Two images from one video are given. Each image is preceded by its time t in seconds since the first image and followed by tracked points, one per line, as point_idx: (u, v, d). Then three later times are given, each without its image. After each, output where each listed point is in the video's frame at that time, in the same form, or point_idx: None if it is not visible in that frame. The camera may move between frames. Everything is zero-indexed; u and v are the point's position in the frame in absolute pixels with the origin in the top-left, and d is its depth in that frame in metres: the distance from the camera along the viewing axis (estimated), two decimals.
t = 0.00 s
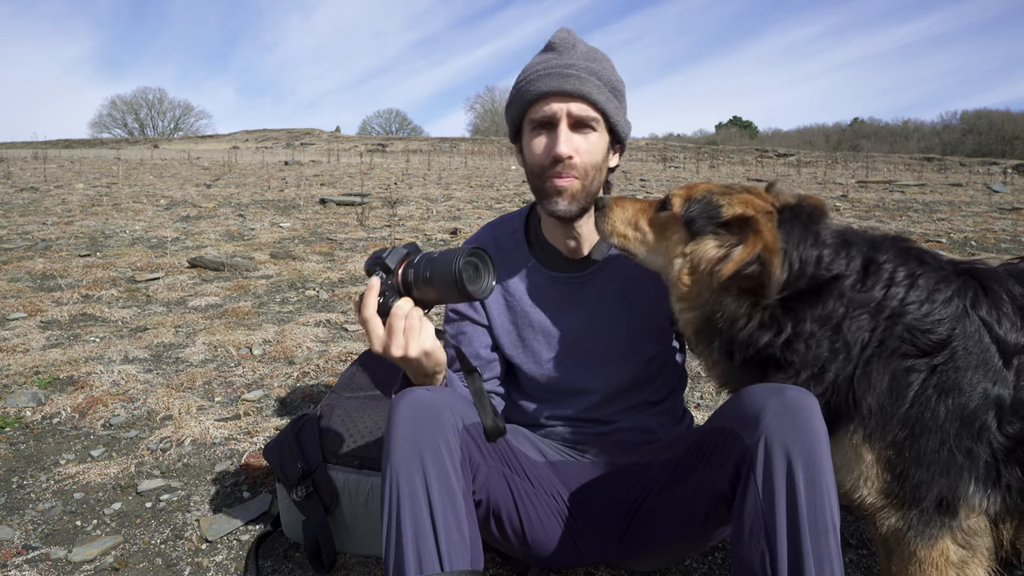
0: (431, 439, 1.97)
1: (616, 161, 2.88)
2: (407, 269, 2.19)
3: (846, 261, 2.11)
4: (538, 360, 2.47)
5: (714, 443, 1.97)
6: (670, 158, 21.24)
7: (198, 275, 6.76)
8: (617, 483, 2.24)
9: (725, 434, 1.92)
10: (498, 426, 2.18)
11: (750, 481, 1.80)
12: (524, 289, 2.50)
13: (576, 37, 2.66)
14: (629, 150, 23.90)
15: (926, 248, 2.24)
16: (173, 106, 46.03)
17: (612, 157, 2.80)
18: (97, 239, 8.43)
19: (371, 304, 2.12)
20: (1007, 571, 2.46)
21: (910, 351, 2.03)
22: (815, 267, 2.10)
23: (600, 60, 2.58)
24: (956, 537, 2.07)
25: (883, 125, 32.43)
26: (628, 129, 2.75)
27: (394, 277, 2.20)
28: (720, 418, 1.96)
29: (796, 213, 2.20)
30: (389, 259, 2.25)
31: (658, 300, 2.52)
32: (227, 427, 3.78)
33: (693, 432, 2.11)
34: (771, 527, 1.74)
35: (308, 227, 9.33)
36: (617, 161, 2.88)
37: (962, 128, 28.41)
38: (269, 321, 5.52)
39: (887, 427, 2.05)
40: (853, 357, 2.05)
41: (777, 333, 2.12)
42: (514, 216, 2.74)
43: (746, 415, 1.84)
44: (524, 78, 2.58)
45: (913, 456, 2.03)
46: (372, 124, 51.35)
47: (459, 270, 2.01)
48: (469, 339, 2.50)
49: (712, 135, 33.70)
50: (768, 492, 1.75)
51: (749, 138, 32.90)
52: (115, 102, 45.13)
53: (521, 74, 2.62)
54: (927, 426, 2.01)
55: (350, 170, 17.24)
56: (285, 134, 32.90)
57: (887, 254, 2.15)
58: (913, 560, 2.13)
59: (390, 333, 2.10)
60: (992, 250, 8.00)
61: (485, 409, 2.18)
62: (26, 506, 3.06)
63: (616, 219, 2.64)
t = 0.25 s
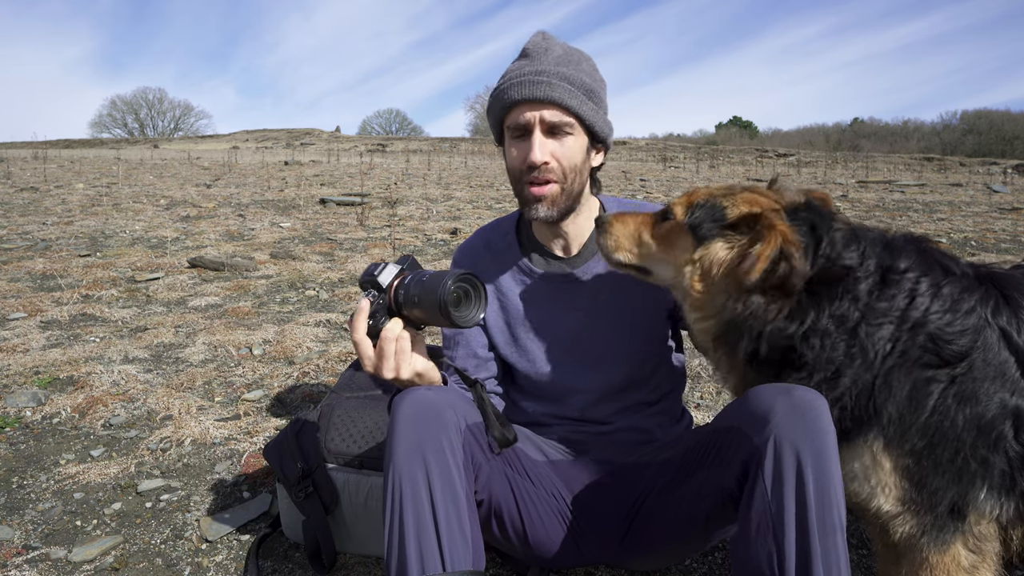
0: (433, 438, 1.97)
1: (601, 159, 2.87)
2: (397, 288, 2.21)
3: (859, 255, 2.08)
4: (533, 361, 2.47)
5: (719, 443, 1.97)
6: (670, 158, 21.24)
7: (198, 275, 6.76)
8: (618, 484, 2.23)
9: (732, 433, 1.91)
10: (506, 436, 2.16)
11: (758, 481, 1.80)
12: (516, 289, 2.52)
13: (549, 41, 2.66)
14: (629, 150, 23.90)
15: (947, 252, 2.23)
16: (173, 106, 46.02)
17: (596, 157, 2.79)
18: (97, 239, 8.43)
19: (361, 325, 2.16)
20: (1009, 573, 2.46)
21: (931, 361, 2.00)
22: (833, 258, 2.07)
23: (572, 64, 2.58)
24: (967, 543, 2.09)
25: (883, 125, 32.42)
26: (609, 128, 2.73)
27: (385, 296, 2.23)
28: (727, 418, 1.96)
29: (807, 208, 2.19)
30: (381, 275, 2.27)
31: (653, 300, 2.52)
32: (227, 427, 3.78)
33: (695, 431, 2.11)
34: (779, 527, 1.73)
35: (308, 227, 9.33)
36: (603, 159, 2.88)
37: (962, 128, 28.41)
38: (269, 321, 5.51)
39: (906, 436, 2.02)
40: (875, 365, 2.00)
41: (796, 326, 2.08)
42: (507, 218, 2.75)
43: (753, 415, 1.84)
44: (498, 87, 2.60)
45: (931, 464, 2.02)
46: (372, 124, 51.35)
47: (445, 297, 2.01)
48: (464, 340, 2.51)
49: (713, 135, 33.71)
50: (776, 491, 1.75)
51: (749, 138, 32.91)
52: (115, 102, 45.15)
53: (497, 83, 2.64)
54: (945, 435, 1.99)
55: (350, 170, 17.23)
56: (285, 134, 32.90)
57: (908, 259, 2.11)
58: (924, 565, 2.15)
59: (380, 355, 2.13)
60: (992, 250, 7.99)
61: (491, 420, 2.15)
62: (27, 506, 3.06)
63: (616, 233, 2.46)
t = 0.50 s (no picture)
0: (435, 437, 1.97)
1: (598, 160, 2.88)
2: (395, 295, 2.20)
3: (858, 272, 2.06)
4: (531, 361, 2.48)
5: (715, 441, 1.97)
6: (670, 158, 21.24)
7: (198, 275, 6.76)
8: (617, 484, 2.23)
9: (726, 432, 1.91)
10: (510, 440, 2.13)
11: (751, 480, 1.80)
12: (514, 289, 2.54)
13: (543, 44, 2.66)
14: (629, 150, 23.91)
15: (936, 253, 2.23)
16: (173, 106, 46.02)
17: (592, 157, 2.79)
18: (97, 239, 8.43)
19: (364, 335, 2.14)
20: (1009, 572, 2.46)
21: (934, 363, 2.01)
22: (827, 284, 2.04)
23: (567, 67, 2.58)
24: (967, 542, 2.10)
25: (883, 125, 32.42)
26: (605, 129, 2.74)
27: (384, 304, 2.21)
28: (722, 417, 1.96)
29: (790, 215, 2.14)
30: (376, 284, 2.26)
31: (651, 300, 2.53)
32: (227, 427, 3.78)
33: (695, 430, 2.11)
34: (773, 526, 1.74)
35: (308, 227, 9.33)
36: (600, 159, 2.88)
37: (962, 128, 28.40)
38: (269, 321, 5.52)
39: (911, 438, 2.03)
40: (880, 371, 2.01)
41: (785, 352, 2.07)
42: (506, 218, 2.75)
43: (747, 414, 1.84)
44: (494, 92, 2.60)
45: (935, 466, 2.02)
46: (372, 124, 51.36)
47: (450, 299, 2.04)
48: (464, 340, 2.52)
49: (713, 135, 33.70)
50: (768, 490, 1.75)
51: (749, 138, 32.91)
52: (115, 102, 45.15)
53: (493, 88, 2.64)
54: (949, 437, 2.00)
55: (350, 170, 17.24)
56: (285, 134, 32.91)
57: (901, 263, 2.12)
58: (924, 566, 2.14)
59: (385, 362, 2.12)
60: (992, 250, 7.99)
61: (495, 423, 2.14)
62: (27, 506, 3.06)
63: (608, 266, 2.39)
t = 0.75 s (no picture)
0: (433, 438, 1.97)
1: (603, 160, 2.88)
2: (399, 294, 2.21)
3: (853, 269, 2.07)
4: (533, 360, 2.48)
5: (711, 441, 1.97)
6: (670, 158, 21.24)
7: (198, 275, 6.76)
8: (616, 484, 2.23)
9: (723, 432, 1.91)
10: (506, 441, 2.14)
11: (747, 480, 1.80)
12: (516, 288, 2.54)
13: (552, 44, 2.65)
14: (629, 150, 23.91)
15: (932, 254, 2.23)
16: (173, 106, 46.02)
17: (598, 158, 2.80)
18: (97, 239, 8.43)
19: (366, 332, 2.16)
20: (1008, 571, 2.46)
21: (929, 362, 2.01)
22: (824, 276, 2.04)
23: (576, 68, 2.58)
24: (963, 540, 2.10)
25: (883, 125, 32.42)
26: (611, 130, 2.74)
27: (387, 303, 2.22)
28: (718, 417, 1.96)
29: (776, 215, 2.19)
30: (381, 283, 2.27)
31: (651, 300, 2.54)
32: (227, 427, 3.78)
33: (693, 429, 2.11)
34: (769, 525, 1.73)
35: (308, 227, 9.33)
36: (605, 159, 2.88)
37: (962, 128, 28.40)
38: (269, 321, 5.51)
39: (907, 437, 2.02)
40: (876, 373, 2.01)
41: (792, 347, 2.04)
42: (509, 218, 2.75)
43: (743, 414, 1.84)
44: (502, 91, 2.59)
45: (931, 465, 2.02)
46: (372, 124, 51.37)
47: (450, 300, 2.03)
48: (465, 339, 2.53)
49: (713, 136, 33.70)
50: (765, 490, 1.75)
51: (749, 138, 32.91)
52: (115, 102, 45.15)
53: (501, 87, 2.63)
54: (944, 435, 1.99)
55: (350, 170, 17.24)
56: (285, 134, 32.91)
57: (898, 265, 2.12)
58: (921, 565, 2.14)
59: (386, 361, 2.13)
60: (992, 250, 7.99)
61: (493, 424, 2.13)
62: (27, 506, 3.06)
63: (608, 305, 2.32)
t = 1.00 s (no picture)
0: (433, 439, 1.97)
1: (611, 161, 2.88)
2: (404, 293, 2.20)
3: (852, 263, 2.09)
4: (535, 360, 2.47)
5: (710, 442, 1.97)
6: (670, 158, 21.24)
7: (198, 275, 6.76)
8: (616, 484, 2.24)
9: (722, 432, 1.91)
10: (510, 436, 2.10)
11: (746, 480, 1.80)
12: (519, 287, 2.53)
13: (561, 44, 2.65)
14: (629, 150, 23.91)
15: (925, 252, 2.23)
16: (173, 106, 46.01)
17: (606, 158, 2.80)
18: (96, 239, 8.43)
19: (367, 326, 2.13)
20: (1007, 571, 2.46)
21: (925, 360, 2.02)
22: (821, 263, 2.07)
23: (585, 69, 2.58)
24: (962, 540, 2.10)
25: (883, 125, 32.42)
26: (619, 130, 2.74)
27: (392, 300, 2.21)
28: (717, 417, 1.96)
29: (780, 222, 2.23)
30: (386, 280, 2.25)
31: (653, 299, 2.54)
32: (227, 427, 3.78)
33: (693, 430, 2.10)
34: (769, 526, 1.73)
35: (308, 227, 9.33)
36: (612, 160, 2.88)
37: (962, 128, 28.40)
38: (269, 321, 5.52)
39: (906, 436, 2.02)
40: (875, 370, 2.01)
41: (804, 342, 2.02)
42: (513, 217, 2.74)
43: (742, 414, 1.84)
44: (511, 91, 2.58)
45: (929, 463, 2.02)
46: (372, 124, 51.42)
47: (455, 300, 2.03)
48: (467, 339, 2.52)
49: (713, 135, 33.70)
50: (765, 491, 1.75)
51: (749, 138, 32.92)
52: (115, 102, 45.15)
53: (510, 86, 2.62)
54: (942, 433, 1.99)
55: (350, 170, 17.24)
56: (285, 134, 32.91)
57: (890, 262, 2.12)
58: (921, 564, 2.14)
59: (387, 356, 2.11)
60: (992, 250, 7.99)
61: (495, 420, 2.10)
62: (27, 506, 3.06)
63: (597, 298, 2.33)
